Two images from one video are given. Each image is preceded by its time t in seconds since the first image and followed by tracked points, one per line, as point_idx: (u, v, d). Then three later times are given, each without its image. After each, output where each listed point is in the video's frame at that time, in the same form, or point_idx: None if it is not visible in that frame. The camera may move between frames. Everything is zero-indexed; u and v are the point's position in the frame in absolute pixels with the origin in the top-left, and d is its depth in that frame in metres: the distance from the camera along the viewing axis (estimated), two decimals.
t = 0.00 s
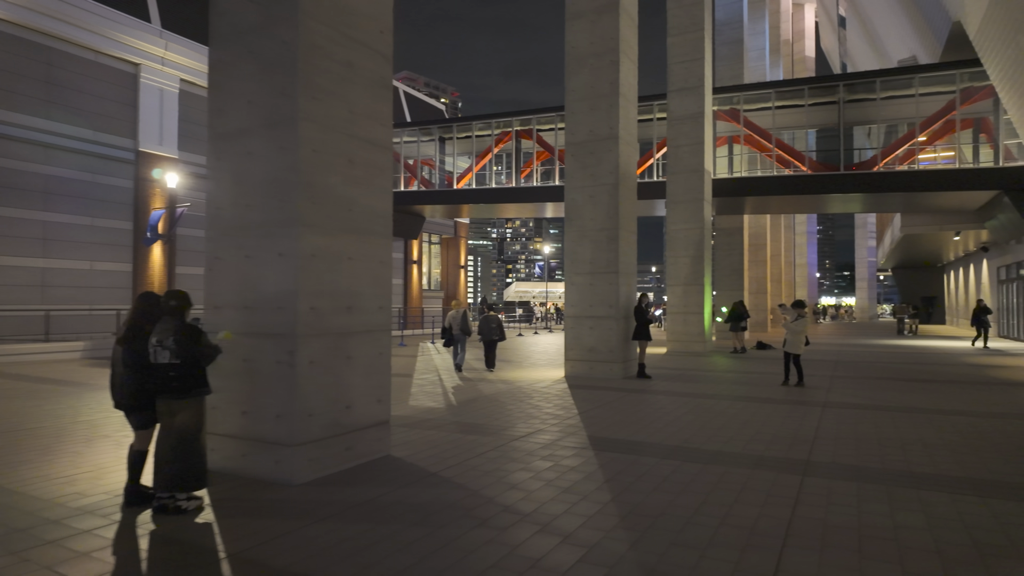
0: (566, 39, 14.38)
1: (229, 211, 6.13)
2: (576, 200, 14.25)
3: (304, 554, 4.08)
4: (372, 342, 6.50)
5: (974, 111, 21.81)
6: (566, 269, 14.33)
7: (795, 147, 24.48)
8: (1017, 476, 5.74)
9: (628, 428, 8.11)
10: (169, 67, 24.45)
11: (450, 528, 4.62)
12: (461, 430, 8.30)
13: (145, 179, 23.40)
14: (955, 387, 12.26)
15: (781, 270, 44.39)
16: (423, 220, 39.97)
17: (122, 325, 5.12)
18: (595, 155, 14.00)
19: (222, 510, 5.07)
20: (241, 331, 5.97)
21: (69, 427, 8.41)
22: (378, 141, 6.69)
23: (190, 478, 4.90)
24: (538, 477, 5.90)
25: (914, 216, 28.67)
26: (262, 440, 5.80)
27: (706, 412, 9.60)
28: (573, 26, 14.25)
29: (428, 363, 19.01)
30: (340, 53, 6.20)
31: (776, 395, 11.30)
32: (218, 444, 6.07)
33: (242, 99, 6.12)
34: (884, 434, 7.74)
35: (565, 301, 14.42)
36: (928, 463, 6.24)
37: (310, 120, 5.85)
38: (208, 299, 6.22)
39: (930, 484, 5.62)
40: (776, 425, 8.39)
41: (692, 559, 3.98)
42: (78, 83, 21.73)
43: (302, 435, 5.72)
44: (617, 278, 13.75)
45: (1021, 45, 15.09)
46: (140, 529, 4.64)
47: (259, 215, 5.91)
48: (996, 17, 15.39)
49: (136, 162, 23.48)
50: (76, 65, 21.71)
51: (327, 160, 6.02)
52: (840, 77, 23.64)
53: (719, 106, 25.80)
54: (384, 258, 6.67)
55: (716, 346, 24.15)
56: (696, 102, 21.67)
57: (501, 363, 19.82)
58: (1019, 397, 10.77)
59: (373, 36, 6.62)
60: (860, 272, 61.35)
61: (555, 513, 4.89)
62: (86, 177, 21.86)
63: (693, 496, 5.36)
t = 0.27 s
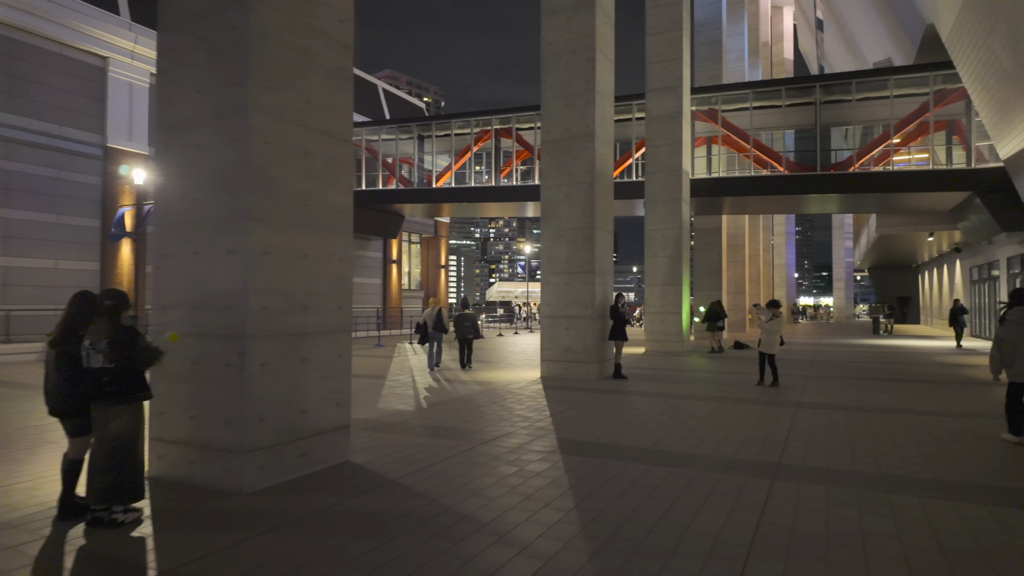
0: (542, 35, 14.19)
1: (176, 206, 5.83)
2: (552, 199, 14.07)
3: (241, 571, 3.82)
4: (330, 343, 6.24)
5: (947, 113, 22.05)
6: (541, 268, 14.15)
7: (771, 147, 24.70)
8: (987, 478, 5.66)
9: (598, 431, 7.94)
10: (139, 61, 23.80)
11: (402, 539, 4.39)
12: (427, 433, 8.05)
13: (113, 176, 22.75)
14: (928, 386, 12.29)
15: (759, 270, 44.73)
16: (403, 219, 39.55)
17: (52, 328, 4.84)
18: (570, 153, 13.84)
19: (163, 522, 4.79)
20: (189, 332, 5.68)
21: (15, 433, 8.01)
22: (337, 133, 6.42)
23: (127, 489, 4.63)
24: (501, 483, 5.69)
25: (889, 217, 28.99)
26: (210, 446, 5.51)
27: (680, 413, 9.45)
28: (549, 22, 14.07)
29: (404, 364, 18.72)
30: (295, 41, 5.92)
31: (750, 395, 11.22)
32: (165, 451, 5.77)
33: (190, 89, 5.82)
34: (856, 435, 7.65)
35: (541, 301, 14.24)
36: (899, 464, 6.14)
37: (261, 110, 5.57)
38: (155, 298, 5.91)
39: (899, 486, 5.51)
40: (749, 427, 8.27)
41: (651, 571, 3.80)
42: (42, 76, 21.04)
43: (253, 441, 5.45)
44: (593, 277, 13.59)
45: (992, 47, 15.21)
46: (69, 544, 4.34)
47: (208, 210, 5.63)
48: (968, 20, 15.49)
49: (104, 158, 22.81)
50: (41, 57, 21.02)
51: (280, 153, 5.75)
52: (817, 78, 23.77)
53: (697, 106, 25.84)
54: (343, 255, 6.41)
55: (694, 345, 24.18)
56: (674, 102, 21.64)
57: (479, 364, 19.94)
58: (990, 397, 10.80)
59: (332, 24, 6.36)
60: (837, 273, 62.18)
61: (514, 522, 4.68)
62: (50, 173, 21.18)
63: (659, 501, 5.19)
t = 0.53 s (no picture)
0: (525, 32, 13.98)
1: (132, 203, 5.56)
2: (535, 198, 13.87)
3: None
4: (295, 346, 5.99)
5: (932, 114, 22.05)
6: (525, 268, 13.94)
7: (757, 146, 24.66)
8: (971, 484, 5.52)
9: (578, 435, 7.75)
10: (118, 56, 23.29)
11: (363, 555, 4.15)
12: (401, 438, 7.82)
13: (91, 173, 22.27)
14: (912, 388, 12.22)
15: (747, 271, 44.84)
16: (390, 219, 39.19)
17: None
18: (554, 152, 13.64)
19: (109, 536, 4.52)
20: (145, 335, 5.42)
21: None
22: (303, 128, 6.18)
23: (72, 502, 4.37)
24: (472, 492, 5.48)
25: (875, 218, 29.05)
26: (166, 455, 5.25)
27: (662, 416, 9.27)
28: (532, 19, 13.87)
29: (388, 365, 18.45)
30: (257, 31, 5.68)
31: (734, 397, 11.09)
32: (120, 460, 5.49)
33: (147, 80, 5.56)
34: (839, 439, 7.51)
35: (524, 302, 14.05)
36: (882, 470, 5.99)
37: (221, 103, 5.32)
38: (110, 300, 5.64)
39: (882, 493, 5.35)
40: (731, 430, 8.11)
41: None
42: (17, 70, 20.53)
43: (212, 449, 5.19)
44: (577, 278, 13.40)
45: (976, 48, 15.18)
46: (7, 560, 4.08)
47: (165, 206, 5.37)
48: (953, 20, 15.45)
49: (82, 155, 22.32)
50: (16, 52, 20.52)
51: (241, 147, 5.50)
52: (803, 78, 23.74)
53: (685, 106, 25.77)
54: (310, 255, 6.17)
55: (680, 346, 24.08)
56: (661, 101, 21.52)
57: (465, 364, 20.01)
58: (974, 398, 10.73)
59: (299, 14, 6.12)
60: (824, 273, 62.58)
61: (482, 535, 4.45)
62: (26, 171, 20.67)
63: (635, 511, 4.99)
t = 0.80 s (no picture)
0: (511, 27, 13.77)
1: (88, 195, 5.30)
2: (521, 195, 13.66)
3: None
4: (263, 345, 5.74)
5: (920, 114, 22.07)
6: (511, 266, 13.73)
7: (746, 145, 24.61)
8: (959, 486, 5.36)
9: (560, 437, 7.55)
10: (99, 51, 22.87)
11: (325, 566, 3.93)
12: (378, 441, 7.57)
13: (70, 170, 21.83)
14: (901, 387, 12.10)
15: (736, 271, 44.91)
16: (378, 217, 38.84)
17: None
18: (540, 149, 13.44)
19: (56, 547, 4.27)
20: (101, 334, 5.17)
21: None
22: (271, 118, 5.93)
23: (14, 511, 4.11)
24: (445, 498, 5.26)
25: (863, 217, 29.07)
26: (123, 461, 5.00)
27: (648, 417, 9.09)
28: (518, 14, 13.66)
29: (373, 365, 18.18)
30: (222, 17, 5.43)
31: (721, 397, 10.94)
32: (76, 466, 5.23)
33: (103, 66, 5.29)
34: (825, 440, 7.35)
35: (510, 301, 13.84)
36: (868, 472, 5.83)
37: (181, 90, 5.07)
38: (66, 297, 5.37)
39: (869, 497, 5.18)
40: (717, 431, 7.94)
41: None
42: None
43: (171, 454, 4.94)
44: (563, 276, 13.20)
45: (963, 47, 15.13)
46: None
47: (122, 199, 5.11)
48: (940, 19, 15.40)
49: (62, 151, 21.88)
50: None
51: (203, 138, 5.25)
52: (792, 77, 23.69)
53: (674, 104, 25.68)
54: (278, 250, 5.92)
55: (669, 345, 23.97)
56: (650, 100, 21.39)
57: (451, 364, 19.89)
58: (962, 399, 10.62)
59: None
60: (813, 273, 62.85)
61: (452, 545, 4.24)
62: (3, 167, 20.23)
63: (614, 517, 4.79)
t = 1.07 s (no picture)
0: (492, 22, 13.51)
1: (28, 190, 4.96)
2: (501, 194, 13.40)
3: None
4: (219, 349, 5.45)
5: (900, 115, 22.21)
6: (490, 266, 13.48)
7: (728, 145, 24.53)
8: (941, 493, 5.22)
9: (535, 442, 7.33)
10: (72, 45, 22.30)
11: None
12: (345, 448, 7.27)
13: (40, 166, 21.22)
14: (880, 389, 12.06)
15: (719, 271, 45.10)
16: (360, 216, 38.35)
17: None
18: (520, 147, 13.20)
19: None
20: (42, 338, 4.84)
21: None
22: (228, 110, 5.61)
23: None
24: (409, 510, 5.00)
25: (844, 218, 29.24)
26: (64, 473, 4.68)
27: (627, 420, 8.89)
28: (498, 10, 13.41)
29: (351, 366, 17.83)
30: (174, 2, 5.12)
31: (702, 399, 10.78)
32: (15, 478, 4.91)
33: (45, 52, 4.95)
34: (806, 444, 7.21)
35: (490, 301, 13.58)
36: (848, 479, 5.67)
37: (128, 79, 4.76)
38: (4, 299, 5.02)
39: (849, 505, 5.02)
40: (697, 435, 7.76)
41: None
42: None
43: (115, 466, 4.64)
44: (543, 276, 12.98)
45: (943, 47, 15.14)
46: None
47: (64, 194, 4.79)
48: (921, 19, 15.39)
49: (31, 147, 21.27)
50: None
51: (152, 130, 4.94)
52: (773, 78, 23.72)
53: (657, 104, 25.62)
54: (235, 249, 5.61)
55: (651, 345, 23.87)
56: (632, 99, 21.26)
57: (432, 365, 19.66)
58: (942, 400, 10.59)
59: None
60: (794, 274, 63.45)
61: (412, 562, 3.99)
62: None
63: (585, 530, 4.57)
